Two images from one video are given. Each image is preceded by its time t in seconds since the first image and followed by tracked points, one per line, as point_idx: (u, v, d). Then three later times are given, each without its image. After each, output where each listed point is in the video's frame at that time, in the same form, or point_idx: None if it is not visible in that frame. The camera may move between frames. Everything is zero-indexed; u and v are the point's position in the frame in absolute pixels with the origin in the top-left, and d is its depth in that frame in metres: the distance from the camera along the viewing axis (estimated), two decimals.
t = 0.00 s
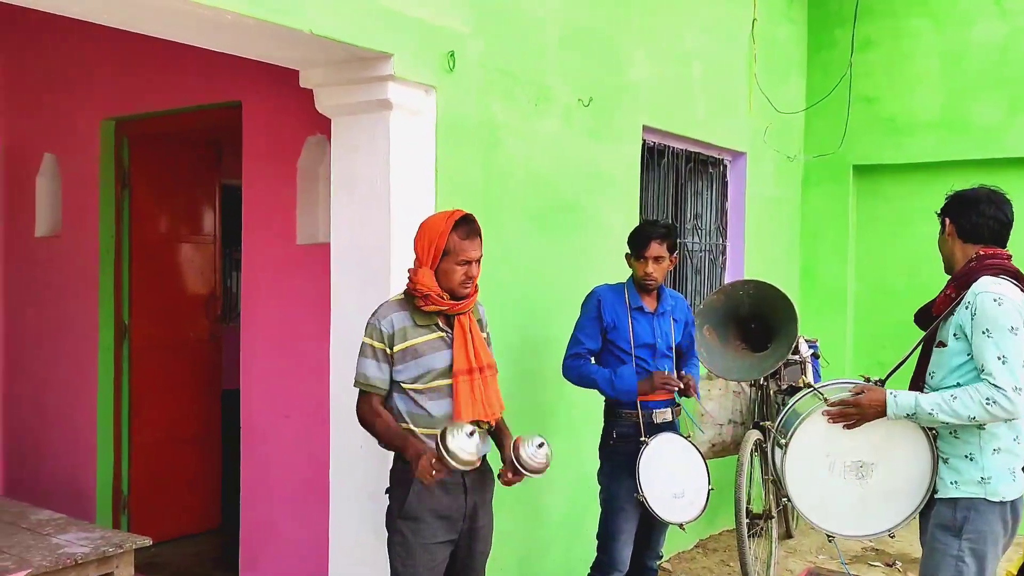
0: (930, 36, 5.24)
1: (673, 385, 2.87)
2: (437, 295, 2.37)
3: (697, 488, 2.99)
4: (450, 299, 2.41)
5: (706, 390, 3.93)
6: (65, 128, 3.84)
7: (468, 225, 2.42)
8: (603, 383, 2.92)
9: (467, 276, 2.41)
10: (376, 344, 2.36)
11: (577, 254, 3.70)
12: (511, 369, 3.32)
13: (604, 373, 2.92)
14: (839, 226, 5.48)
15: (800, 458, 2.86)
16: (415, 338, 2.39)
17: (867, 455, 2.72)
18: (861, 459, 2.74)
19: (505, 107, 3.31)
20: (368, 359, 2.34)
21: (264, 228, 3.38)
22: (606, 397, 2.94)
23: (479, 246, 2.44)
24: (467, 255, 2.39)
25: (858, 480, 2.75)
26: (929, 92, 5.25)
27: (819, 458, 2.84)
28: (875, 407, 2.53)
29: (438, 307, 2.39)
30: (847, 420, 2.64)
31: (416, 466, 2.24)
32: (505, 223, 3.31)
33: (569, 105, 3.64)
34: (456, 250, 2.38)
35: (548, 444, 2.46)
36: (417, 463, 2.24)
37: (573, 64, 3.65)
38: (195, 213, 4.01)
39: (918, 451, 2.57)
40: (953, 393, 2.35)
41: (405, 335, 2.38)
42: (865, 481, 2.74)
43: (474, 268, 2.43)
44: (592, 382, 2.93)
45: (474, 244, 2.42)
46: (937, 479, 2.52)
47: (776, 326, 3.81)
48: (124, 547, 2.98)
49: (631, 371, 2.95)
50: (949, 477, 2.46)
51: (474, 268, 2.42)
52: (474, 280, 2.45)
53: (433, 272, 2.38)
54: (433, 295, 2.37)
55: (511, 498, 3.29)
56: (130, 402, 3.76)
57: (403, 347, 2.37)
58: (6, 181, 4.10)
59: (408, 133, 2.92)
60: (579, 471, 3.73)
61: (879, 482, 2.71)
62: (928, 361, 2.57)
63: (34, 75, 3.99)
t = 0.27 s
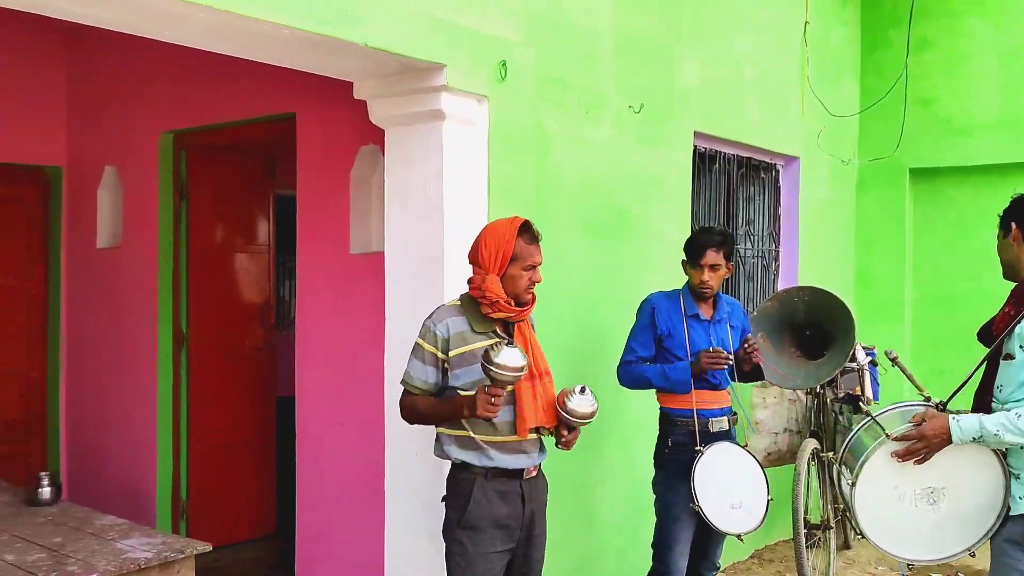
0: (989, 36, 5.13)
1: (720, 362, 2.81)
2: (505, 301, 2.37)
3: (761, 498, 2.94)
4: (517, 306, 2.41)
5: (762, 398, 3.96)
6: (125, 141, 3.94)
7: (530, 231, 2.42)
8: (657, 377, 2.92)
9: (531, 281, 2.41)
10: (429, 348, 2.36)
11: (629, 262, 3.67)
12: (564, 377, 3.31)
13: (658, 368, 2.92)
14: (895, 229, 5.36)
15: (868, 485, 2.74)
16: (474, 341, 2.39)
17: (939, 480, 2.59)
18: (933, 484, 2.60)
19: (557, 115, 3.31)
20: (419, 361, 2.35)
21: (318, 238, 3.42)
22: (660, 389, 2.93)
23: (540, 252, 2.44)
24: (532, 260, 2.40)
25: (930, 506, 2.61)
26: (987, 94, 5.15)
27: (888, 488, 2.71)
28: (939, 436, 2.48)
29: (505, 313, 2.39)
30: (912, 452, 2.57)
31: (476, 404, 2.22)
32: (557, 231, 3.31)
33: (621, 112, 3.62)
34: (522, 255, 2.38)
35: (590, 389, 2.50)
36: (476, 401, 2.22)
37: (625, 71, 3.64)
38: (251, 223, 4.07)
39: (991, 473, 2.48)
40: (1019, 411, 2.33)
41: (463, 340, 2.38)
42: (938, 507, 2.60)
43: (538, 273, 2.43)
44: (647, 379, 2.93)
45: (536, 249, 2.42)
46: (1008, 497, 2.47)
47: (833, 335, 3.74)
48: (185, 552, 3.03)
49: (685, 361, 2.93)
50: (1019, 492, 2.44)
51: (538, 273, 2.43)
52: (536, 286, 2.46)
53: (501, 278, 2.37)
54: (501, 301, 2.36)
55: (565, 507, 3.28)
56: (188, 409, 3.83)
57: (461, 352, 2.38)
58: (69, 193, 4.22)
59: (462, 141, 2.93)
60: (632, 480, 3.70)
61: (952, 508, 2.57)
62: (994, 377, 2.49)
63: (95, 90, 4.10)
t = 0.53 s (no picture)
0: None
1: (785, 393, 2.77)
2: (563, 311, 2.35)
3: (828, 509, 2.89)
4: (575, 315, 2.40)
5: (822, 409, 3.86)
6: (187, 151, 4.03)
7: (590, 240, 2.40)
8: (714, 394, 2.87)
9: (589, 292, 2.40)
10: (491, 353, 2.35)
11: (687, 270, 3.64)
12: (622, 387, 3.29)
13: (716, 384, 2.86)
14: (959, 234, 5.22)
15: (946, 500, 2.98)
16: (533, 350, 2.38)
17: (1015, 496, 2.91)
18: (1010, 500, 2.92)
19: (615, 123, 3.30)
20: (481, 366, 2.33)
21: (377, 247, 3.45)
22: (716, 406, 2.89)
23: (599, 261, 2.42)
24: (591, 269, 2.38)
25: (1009, 520, 2.92)
26: None
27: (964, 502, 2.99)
28: (1001, 451, 2.90)
29: (563, 323, 2.38)
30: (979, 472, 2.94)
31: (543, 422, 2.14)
32: (615, 239, 3.29)
33: (678, 119, 3.59)
34: (580, 265, 2.36)
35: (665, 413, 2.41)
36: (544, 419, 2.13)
37: (683, 77, 3.61)
38: (309, 231, 4.14)
39: None
40: None
41: (523, 347, 2.37)
42: (1016, 520, 2.91)
43: (596, 285, 2.41)
44: (704, 394, 2.88)
45: (597, 259, 2.40)
46: None
47: (897, 342, 3.64)
48: (247, 556, 3.08)
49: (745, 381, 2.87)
50: None
51: (596, 285, 2.41)
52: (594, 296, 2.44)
53: (559, 288, 2.36)
54: (559, 311, 2.34)
55: (623, 517, 3.25)
56: (247, 414, 3.90)
57: (522, 358, 2.37)
58: (133, 203, 4.33)
59: (519, 149, 2.94)
60: (691, 490, 3.65)
61: None
62: None
63: (158, 102, 4.20)
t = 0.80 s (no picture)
0: None
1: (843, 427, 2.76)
2: (609, 330, 2.32)
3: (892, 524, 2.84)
4: (622, 334, 2.36)
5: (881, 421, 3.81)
6: (246, 159, 4.11)
7: (643, 260, 2.35)
8: (770, 412, 2.85)
9: (639, 311, 2.35)
10: (549, 367, 2.30)
11: (744, 279, 3.60)
12: (678, 397, 3.27)
13: (773, 404, 2.84)
14: None
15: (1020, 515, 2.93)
16: (587, 362, 2.34)
17: None
18: None
19: (672, 132, 3.28)
20: (545, 381, 2.29)
21: (431, 255, 3.48)
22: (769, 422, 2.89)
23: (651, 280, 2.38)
24: (643, 292, 2.34)
25: None
26: None
27: None
28: None
29: (609, 342, 2.34)
30: None
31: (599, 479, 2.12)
32: (671, 248, 3.27)
33: (735, 126, 3.56)
34: (631, 285, 2.32)
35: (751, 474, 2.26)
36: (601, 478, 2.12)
37: (740, 84, 3.57)
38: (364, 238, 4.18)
39: None
40: None
41: (577, 360, 2.33)
42: None
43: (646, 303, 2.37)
44: (761, 411, 2.86)
45: (649, 280, 2.35)
46: None
47: (961, 354, 3.54)
48: (304, 560, 3.12)
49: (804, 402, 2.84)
50: None
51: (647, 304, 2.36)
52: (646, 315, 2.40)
53: (607, 307, 2.32)
54: (606, 331, 2.31)
55: (678, 528, 3.23)
56: (302, 420, 3.95)
57: (577, 371, 2.33)
58: (193, 211, 4.42)
59: (575, 158, 2.93)
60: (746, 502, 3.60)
61: None
62: None
63: (218, 111, 4.29)
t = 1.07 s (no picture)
0: None
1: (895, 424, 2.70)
2: (647, 327, 2.29)
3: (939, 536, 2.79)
4: (663, 331, 2.32)
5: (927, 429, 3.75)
6: (290, 164, 4.16)
7: (669, 253, 2.31)
8: (819, 420, 2.80)
9: (673, 305, 2.31)
10: (586, 371, 2.31)
11: (787, 284, 3.57)
12: (720, 403, 3.25)
13: (820, 409, 2.79)
14: None
15: None
16: (627, 368, 2.32)
17: None
18: None
19: (714, 136, 3.26)
20: (576, 385, 2.30)
21: (472, 259, 3.49)
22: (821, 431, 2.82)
23: (686, 273, 2.32)
24: (672, 283, 2.29)
25: None
26: None
27: None
28: None
29: (650, 339, 2.31)
30: None
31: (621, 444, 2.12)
32: (713, 253, 3.25)
33: (778, 131, 3.53)
34: (658, 279, 2.29)
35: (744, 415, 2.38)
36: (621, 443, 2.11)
37: (783, 88, 3.54)
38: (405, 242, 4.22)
39: None
40: None
41: (618, 365, 2.32)
42: None
43: (681, 296, 2.30)
44: (809, 418, 2.81)
45: (678, 272, 2.30)
46: None
47: (1009, 361, 3.46)
48: (345, 561, 3.16)
49: (850, 406, 2.80)
50: None
51: (682, 296, 2.30)
52: (686, 308, 2.33)
53: (642, 306, 2.31)
54: (643, 327, 2.29)
55: (720, 534, 3.21)
56: (344, 422, 3.99)
57: (615, 377, 2.31)
58: (237, 214, 4.49)
59: (616, 163, 2.93)
60: (788, 510, 3.57)
61: None
62: None
63: (262, 117, 4.35)
